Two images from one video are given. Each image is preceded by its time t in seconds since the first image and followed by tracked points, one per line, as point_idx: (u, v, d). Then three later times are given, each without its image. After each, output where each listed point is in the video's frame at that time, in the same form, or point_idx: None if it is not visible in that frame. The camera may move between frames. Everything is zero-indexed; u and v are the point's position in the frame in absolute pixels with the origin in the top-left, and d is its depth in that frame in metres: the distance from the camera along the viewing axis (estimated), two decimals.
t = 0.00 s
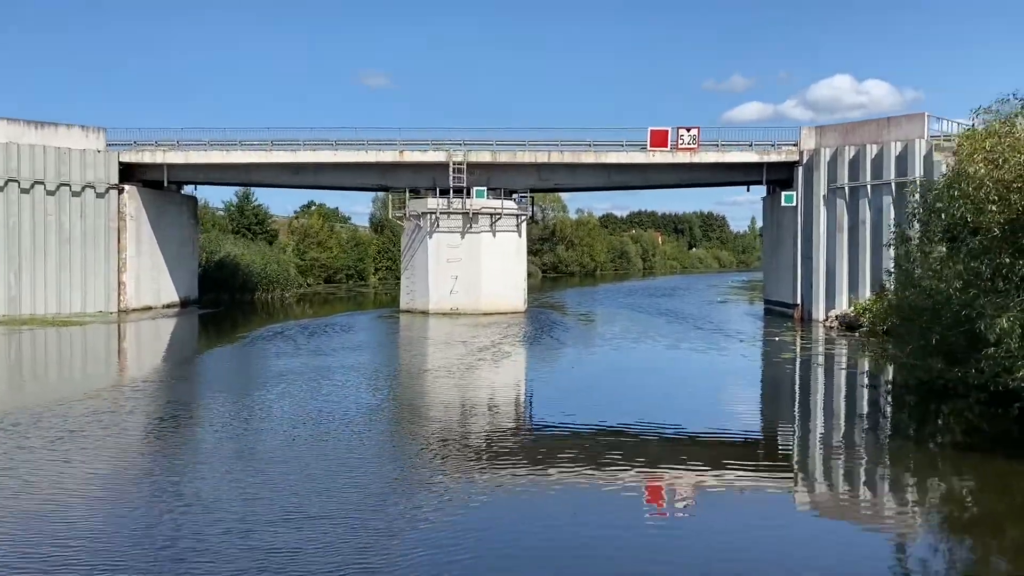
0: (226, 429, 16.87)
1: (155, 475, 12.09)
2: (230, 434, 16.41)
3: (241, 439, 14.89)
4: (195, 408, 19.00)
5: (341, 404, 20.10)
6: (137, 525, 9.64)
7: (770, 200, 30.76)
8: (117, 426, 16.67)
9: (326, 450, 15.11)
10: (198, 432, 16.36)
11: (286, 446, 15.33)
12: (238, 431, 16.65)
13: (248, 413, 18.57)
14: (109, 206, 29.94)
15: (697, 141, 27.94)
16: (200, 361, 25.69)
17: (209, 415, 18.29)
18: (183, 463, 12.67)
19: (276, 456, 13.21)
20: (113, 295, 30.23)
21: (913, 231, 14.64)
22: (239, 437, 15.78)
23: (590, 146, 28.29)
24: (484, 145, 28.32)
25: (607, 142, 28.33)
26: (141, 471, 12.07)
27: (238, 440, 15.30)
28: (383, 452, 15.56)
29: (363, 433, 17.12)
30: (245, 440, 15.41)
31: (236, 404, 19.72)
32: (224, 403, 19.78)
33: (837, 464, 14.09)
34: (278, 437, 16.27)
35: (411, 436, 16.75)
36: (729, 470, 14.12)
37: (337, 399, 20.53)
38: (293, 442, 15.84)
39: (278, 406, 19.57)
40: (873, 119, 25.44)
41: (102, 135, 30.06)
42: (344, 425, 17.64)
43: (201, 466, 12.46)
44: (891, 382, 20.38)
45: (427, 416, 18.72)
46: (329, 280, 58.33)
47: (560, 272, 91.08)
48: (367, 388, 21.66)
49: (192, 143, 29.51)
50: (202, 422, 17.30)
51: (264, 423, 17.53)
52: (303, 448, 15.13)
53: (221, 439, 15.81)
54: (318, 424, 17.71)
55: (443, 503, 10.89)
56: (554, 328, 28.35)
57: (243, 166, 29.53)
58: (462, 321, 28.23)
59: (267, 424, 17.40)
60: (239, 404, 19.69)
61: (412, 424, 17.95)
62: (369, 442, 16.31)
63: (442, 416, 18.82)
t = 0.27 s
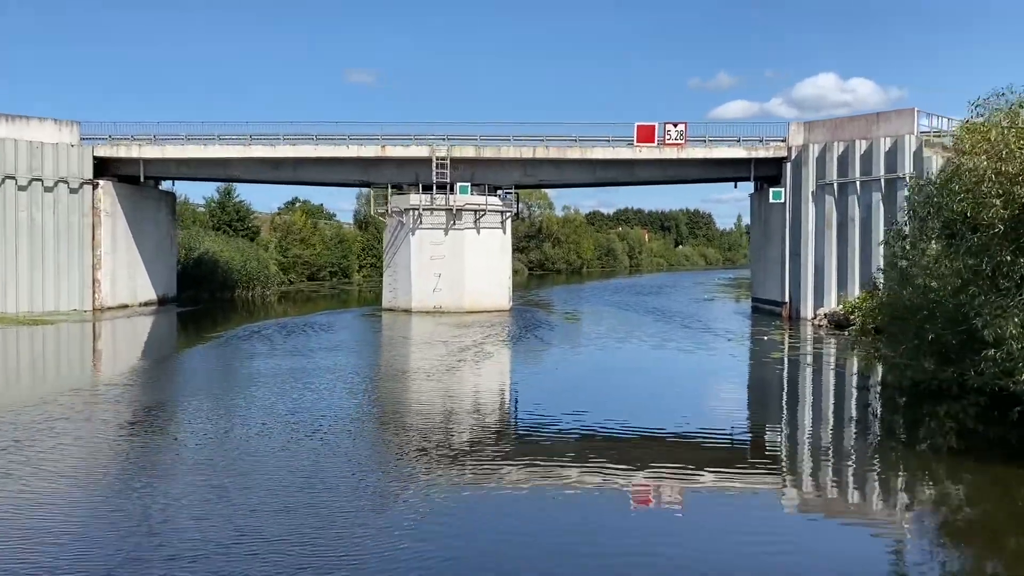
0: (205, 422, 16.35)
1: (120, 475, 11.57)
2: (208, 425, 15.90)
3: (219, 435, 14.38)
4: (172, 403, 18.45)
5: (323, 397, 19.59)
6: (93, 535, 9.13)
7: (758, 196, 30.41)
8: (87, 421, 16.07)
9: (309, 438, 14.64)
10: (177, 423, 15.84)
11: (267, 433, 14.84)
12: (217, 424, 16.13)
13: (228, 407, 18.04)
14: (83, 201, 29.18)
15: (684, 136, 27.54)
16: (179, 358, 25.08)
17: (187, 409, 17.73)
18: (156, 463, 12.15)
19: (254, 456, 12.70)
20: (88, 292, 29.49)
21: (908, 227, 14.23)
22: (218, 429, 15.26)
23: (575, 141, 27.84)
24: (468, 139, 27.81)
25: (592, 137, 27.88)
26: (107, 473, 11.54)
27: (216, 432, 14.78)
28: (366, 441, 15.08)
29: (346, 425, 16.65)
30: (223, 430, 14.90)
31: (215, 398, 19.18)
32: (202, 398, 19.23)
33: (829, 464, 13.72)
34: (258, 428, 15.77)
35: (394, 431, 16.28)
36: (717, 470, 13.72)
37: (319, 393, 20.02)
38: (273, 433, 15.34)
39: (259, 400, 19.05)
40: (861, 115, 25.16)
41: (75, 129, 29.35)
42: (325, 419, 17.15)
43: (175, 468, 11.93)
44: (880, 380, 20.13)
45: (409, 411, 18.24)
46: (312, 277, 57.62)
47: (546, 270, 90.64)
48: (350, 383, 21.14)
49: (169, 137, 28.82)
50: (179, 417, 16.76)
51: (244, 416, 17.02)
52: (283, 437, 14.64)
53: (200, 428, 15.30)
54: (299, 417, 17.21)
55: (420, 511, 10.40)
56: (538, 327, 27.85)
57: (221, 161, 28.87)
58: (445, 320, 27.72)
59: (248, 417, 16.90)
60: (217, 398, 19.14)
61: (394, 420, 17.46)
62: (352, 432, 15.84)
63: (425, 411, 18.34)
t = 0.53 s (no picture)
0: (184, 427, 15.79)
1: (85, 482, 10.98)
2: (186, 431, 15.33)
3: (198, 440, 13.83)
4: (149, 407, 17.84)
5: (307, 400, 19.02)
6: (45, 546, 8.56)
7: (749, 193, 30.01)
8: (57, 425, 15.43)
9: (292, 441, 14.11)
10: (154, 428, 15.28)
11: (247, 437, 14.31)
12: (195, 429, 15.57)
13: (207, 410, 17.48)
14: (59, 197, 28.45)
15: (674, 131, 27.09)
16: (157, 358, 24.41)
17: (164, 413, 17.15)
18: (127, 471, 11.58)
19: (233, 463, 12.17)
20: (64, 291, 28.74)
21: (909, 224, 13.72)
22: (197, 433, 14.72)
23: (563, 137, 27.33)
24: (454, 134, 27.27)
25: (581, 132, 27.40)
26: (68, 483, 10.93)
27: (194, 436, 14.24)
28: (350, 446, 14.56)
29: (330, 429, 16.11)
30: (202, 434, 14.34)
31: (194, 401, 18.59)
32: (181, 401, 18.64)
33: (824, 466, 13.26)
34: (239, 433, 15.22)
35: (377, 436, 15.73)
36: (710, 474, 13.21)
37: (302, 396, 19.44)
38: (255, 437, 14.80)
39: (240, 404, 18.47)
40: (854, 110, 24.76)
41: (51, 123, 28.62)
42: (308, 422, 16.60)
43: (146, 478, 11.38)
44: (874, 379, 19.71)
45: (393, 415, 17.69)
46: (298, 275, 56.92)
47: (535, 268, 90.21)
48: (333, 386, 20.57)
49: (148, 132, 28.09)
50: (155, 421, 16.19)
51: (224, 420, 16.46)
52: (265, 440, 14.12)
53: (178, 433, 14.74)
54: (281, 421, 16.66)
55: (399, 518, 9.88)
56: (526, 326, 27.28)
57: (201, 156, 28.22)
58: (431, 319, 27.15)
59: (227, 422, 16.34)
60: (196, 401, 18.53)
61: (377, 423, 16.93)
62: (336, 437, 15.31)
63: (411, 414, 17.81)
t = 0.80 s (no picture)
0: (162, 433, 15.21)
1: (46, 501, 10.40)
2: (165, 438, 14.75)
3: (174, 455, 13.26)
4: (128, 411, 17.27)
5: (292, 402, 18.46)
6: None
7: (742, 190, 29.57)
8: (28, 432, 14.85)
9: (274, 454, 13.56)
10: (132, 437, 14.71)
11: (226, 450, 13.75)
12: (174, 435, 15.00)
13: (187, 415, 16.90)
14: (37, 195, 27.67)
15: (666, 127, 26.63)
16: (139, 359, 23.76)
17: (143, 418, 16.55)
18: (95, 490, 11.00)
19: (209, 481, 11.61)
20: (43, 292, 27.88)
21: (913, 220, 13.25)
22: (175, 445, 14.15)
23: (554, 132, 26.83)
24: (442, 130, 26.73)
25: (571, 129, 26.90)
26: (30, 501, 10.36)
27: (171, 451, 13.67)
28: (336, 452, 14.02)
29: (316, 433, 15.56)
30: (178, 450, 13.76)
31: (176, 404, 18.02)
32: (162, 403, 18.06)
33: (825, 470, 12.82)
34: (220, 440, 14.66)
35: (362, 439, 15.21)
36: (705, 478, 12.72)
37: (288, 397, 18.87)
38: (237, 446, 14.24)
39: (223, 406, 17.89)
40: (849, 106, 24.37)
41: (29, 118, 28.04)
42: (293, 426, 16.05)
43: (116, 494, 10.83)
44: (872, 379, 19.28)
45: (380, 416, 17.15)
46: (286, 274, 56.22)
47: (526, 266, 89.69)
48: (320, 387, 19.98)
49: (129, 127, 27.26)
50: (133, 427, 15.63)
51: (205, 426, 15.89)
52: (245, 453, 13.55)
53: (156, 444, 14.18)
54: (265, 424, 16.11)
55: (377, 537, 9.38)
56: (516, 326, 26.69)
57: (183, 154, 27.59)
58: (419, 318, 26.57)
59: (209, 427, 15.77)
60: (177, 404, 17.95)
61: (363, 426, 16.41)
62: (322, 442, 14.77)
63: (398, 416, 17.27)
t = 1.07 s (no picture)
0: (145, 438, 14.72)
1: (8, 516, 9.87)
2: (148, 444, 14.27)
3: (156, 464, 12.76)
4: (110, 414, 16.74)
5: (281, 404, 17.96)
6: None
7: (738, 187, 29.13)
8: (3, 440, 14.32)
9: (261, 462, 13.05)
10: (113, 443, 14.22)
11: (209, 458, 13.24)
12: (157, 441, 14.50)
13: (174, 418, 16.42)
14: (19, 193, 27.13)
15: (661, 124, 26.16)
16: (126, 360, 23.21)
17: (127, 421, 16.04)
18: (66, 505, 10.51)
19: (188, 493, 11.10)
20: (25, 291, 27.39)
21: (922, 218, 12.78)
22: (159, 452, 13.67)
23: (546, 129, 26.34)
24: (433, 127, 26.22)
25: (564, 125, 26.42)
26: None
27: (153, 458, 13.18)
28: (326, 457, 13.51)
29: (304, 436, 15.07)
30: (160, 457, 13.26)
31: (161, 406, 17.53)
32: (148, 406, 17.56)
33: (828, 474, 12.37)
34: (205, 446, 14.16)
35: (350, 442, 14.73)
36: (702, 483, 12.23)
37: (277, 399, 18.38)
38: (221, 452, 13.73)
39: (210, 408, 17.39)
40: (847, 102, 23.94)
41: (10, 115, 27.36)
42: (281, 429, 15.55)
43: (87, 509, 10.34)
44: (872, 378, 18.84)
45: (369, 418, 16.66)
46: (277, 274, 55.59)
47: (520, 265, 89.19)
48: (310, 388, 19.47)
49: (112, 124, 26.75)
50: (115, 432, 15.13)
51: (190, 431, 15.41)
52: (230, 461, 13.05)
53: (137, 452, 13.69)
54: (252, 428, 15.61)
55: (356, 553, 8.88)
56: (507, 327, 26.12)
57: (168, 151, 27.01)
58: (409, 319, 26.04)
59: (194, 432, 15.28)
60: (162, 407, 17.45)
61: (351, 428, 15.92)
62: (311, 446, 14.27)
63: (390, 418, 16.76)
